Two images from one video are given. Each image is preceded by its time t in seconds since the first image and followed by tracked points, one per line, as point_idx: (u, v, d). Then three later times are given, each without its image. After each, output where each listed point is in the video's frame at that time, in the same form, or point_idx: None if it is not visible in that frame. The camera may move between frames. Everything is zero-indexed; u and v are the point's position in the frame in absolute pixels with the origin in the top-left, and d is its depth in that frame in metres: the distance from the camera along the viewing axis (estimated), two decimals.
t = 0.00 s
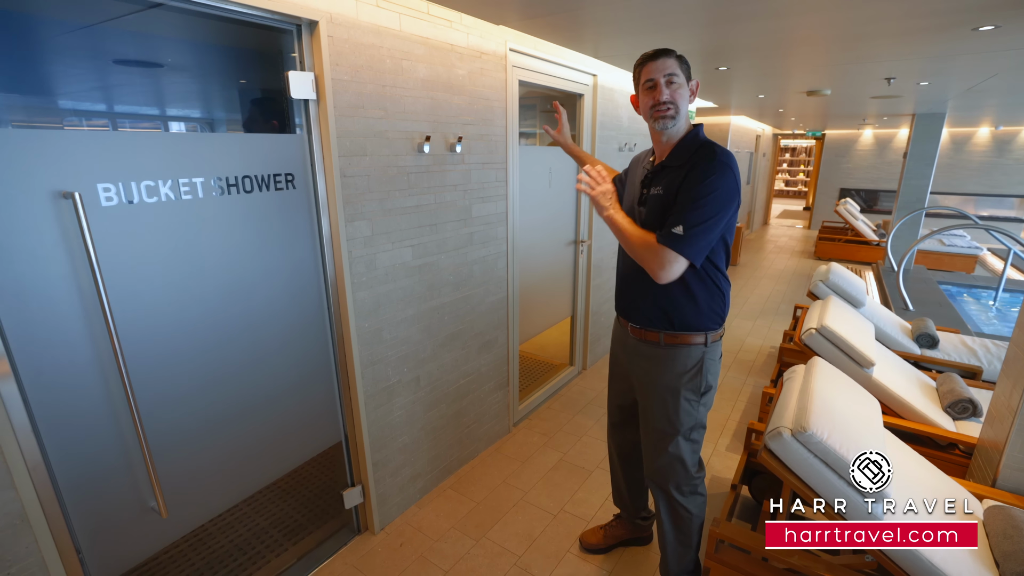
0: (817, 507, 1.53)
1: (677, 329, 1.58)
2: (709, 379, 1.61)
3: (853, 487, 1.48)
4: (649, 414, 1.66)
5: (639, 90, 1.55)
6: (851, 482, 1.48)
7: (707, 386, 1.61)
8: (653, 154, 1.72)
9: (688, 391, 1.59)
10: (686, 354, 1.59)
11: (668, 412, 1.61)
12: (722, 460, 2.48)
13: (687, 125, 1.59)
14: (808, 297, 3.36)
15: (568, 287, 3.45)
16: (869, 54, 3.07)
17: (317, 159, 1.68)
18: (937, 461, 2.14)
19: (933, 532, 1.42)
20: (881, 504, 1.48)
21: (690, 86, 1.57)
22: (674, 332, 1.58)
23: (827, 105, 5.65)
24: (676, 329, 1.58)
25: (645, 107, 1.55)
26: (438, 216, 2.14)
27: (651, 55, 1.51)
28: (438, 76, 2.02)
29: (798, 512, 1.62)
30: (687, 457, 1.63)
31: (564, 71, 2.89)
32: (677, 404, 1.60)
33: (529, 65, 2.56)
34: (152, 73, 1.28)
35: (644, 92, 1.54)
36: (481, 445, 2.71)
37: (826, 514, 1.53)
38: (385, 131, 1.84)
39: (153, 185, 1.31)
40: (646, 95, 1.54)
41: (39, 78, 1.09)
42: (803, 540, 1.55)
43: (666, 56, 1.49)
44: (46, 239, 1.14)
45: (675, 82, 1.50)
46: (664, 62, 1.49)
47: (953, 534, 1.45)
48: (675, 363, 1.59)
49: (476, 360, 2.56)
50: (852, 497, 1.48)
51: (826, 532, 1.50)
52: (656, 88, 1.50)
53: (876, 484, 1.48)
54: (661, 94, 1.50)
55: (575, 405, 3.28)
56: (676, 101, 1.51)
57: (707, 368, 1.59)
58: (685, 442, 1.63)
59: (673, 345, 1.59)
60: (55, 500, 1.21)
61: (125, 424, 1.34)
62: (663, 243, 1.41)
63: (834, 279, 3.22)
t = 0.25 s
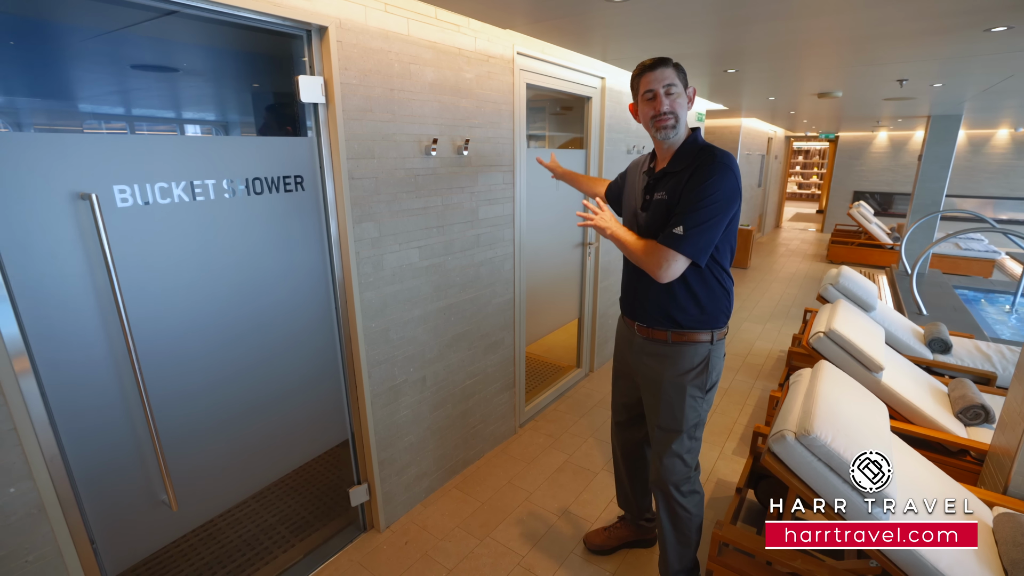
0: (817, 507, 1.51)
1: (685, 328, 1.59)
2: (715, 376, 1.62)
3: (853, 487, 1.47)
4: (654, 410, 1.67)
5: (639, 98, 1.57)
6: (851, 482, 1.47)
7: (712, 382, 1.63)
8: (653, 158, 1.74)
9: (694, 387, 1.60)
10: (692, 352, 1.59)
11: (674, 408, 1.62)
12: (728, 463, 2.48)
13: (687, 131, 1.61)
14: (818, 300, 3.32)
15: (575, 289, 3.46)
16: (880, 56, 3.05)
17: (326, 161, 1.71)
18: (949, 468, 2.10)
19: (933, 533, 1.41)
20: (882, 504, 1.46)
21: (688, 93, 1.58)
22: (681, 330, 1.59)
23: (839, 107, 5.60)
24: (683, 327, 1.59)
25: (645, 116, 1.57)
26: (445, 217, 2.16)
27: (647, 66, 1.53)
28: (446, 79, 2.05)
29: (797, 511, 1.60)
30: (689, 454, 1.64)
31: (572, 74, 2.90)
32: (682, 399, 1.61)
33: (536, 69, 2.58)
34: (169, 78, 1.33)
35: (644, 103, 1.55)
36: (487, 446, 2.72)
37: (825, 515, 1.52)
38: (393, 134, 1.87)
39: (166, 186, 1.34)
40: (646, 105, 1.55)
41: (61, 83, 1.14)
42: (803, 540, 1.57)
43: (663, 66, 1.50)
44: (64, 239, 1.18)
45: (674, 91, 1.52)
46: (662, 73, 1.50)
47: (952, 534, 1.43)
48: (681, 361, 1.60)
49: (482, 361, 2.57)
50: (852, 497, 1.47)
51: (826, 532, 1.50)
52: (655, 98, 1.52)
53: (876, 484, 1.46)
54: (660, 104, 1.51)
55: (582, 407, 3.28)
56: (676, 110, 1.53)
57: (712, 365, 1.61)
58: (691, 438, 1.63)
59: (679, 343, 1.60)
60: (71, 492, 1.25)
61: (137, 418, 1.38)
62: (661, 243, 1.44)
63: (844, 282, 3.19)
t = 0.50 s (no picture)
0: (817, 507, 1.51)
1: (684, 328, 1.59)
2: (715, 376, 1.62)
3: (854, 487, 1.46)
4: (655, 409, 1.68)
5: (640, 103, 1.59)
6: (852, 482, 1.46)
7: (712, 381, 1.63)
8: (659, 161, 1.75)
9: (694, 387, 1.61)
10: (692, 352, 1.60)
11: (674, 407, 1.63)
12: (734, 466, 2.47)
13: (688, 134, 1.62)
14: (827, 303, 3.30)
15: (582, 290, 3.47)
16: (891, 57, 3.02)
17: (335, 162, 1.75)
18: (959, 474, 2.05)
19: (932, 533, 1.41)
20: (883, 504, 1.46)
21: (689, 96, 1.60)
22: (680, 330, 1.60)
23: (851, 108, 5.55)
24: (683, 327, 1.60)
25: (646, 120, 1.59)
26: (451, 218, 2.19)
27: (648, 71, 1.54)
28: (453, 82, 2.08)
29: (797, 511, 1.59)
30: (690, 453, 1.65)
31: (579, 76, 2.92)
32: (682, 398, 1.61)
33: (544, 71, 2.60)
34: (184, 81, 1.37)
35: (645, 106, 1.58)
36: (493, 445, 2.74)
37: (826, 515, 1.51)
38: (401, 136, 1.90)
39: (180, 187, 1.38)
40: (648, 108, 1.57)
41: (81, 87, 1.18)
42: (803, 540, 1.59)
43: (664, 70, 1.52)
44: (82, 238, 1.22)
45: (675, 95, 1.54)
46: (662, 77, 1.52)
47: (953, 534, 1.43)
48: (681, 360, 1.61)
49: (488, 361, 2.59)
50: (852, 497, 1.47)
51: (826, 531, 1.49)
52: (656, 102, 1.54)
53: (877, 484, 1.45)
54: (660, 108, 1.53)
55: (588, 408, 3.29)
56: (677, 114, 1.55)
57: (713, 364, 1.61)
58: (691, 437, 1.64)
59: (679, 343, 1.61)
60: (87, 482, 1.29)
61: (150, 412, 1.42)
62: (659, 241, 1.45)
63: (853, 285, 3.17)
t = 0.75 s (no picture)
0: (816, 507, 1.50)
1: (684, 328, 1.60)
2: (713, 376, 1.63)
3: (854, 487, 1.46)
4: (655, 408, 1.69)
5: (645, 103, 1.60)
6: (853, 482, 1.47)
7: (712, 382, 1.64)
8: (665, 162, 1.76)
9: (693, 387, 1.62)
10: (691, 352, 1.61)
11: (673, 407, 1.64)
12: (738, 467, 2.47)
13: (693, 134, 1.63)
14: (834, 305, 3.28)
15: (587, 291, 3.48)
16: (900, 58, 3.00)
17: (342, 162, 1.78)
18: (965, 477, 2.04)
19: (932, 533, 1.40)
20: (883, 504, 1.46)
21: (694, 97, 1.60)
22: (679, 330, 1.61)
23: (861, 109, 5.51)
24: (682, 327, 1.61)
25: (651, 120, 1.60)
26: (457, 219, 2.21)
27: (654, 71, 1.55)
28: (459, 84, 2.10)
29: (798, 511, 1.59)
30: (692, 453, 1.65)
31: (585, 77, 2.93)
32: (681, 399, 1.62)
33: (549, 73, 2.62)
34: (197, 83, 1.40)
35: (650, 107, 1.59)
36: (497, 444, 2.76)
37: (826, 515, 1.51)
38: (407, 137, 1.92)
39: (191, 188, 1.42)
40: (652, 109, 1.58)
41: (97, 90, 1.22)
42: (804, 540, 1.60)
43: (669, 72, 1.52)
44: (97, 236, 1.26)
45: (679, 95, 1.54)
46: (668, 79, 1.53)
47: (953, 534, 1.43)
48: (681, 360, 1.62)
49: (493, 360, 2.61)
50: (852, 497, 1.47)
51: (826, 531, 1.49)
52: (660, 103, 1.55)
53: (877, 484, 1.46)
54: (664, 109, 1.54)
55: (592, 408, 3.30)
56: (681, 114, 1.55)
57: (712, 365, 1.62)
58: (691, 437, 1.65)
59: (678, 343, 1.62)
60: (101, 474, 1.33)
61: (161, 407, 1.45)
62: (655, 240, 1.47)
63: (861, 287, 3.15)
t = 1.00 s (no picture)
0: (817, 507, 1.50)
1: (686, 328, 1.61)
2: (716, 377, 1.63)
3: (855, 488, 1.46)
4: (658, 409, 1.70)
5: (644, 107, 1.61)
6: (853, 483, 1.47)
7: (715, 383, 1.64)
8: (666, 165, 1.77)
9: (695, 388, 1.63)
10: (694, 352, 1.62)
11: (675, 408, 1.65)
12: (741, 467, 2.47)
13: (693, 136, 1.64)
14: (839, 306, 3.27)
15: (591, 291, 3.49)
16: (906, 58, 2.99)
17: (348, 163, 1.80)
18: (969, 478, 2.03)
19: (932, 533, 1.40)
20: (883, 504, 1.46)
21: (693, 100, 1.60)
22: (682, 331, 1.62)
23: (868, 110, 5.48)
24: (684, 327, 1.62)
25: (651, 124, 1.61)
26: (461, 219, 2.23)
27: (652, 76, 1.56)
28: (464, 86, 2.12)
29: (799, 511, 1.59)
30: (694, 454, 1.66)
31: (590, 79, 2.95)
32: (683, 399, 1.63)
33: (554, 74, 2.63)
34: (206, 85, 1.43)
35: (649, 112, 1.60)
36: (501, 443, 2.78)
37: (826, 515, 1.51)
38: (412, 138, 1.95)
39: (200, 188, 1.45)
40: (651, 114, 1.59)
41: (109, 91, 1.25)
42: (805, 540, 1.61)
43: (667, 77, 1.53)
44: (109, 235, 1.29)
45: (678, 100, 1.55)
46: (666, 83, 1.54)
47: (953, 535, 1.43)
48: (684, 360, 1.63)
49: (497, 360, 2.63)
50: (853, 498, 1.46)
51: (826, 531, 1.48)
52: (659, 109, 1.56)
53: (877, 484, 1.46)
54: (663, 114, 1.55)
55: (596, 408, 3.30)
56: (681, 119, 1.56)
57: (714, 365, 1.62)
58: (694, 438, 1.65)
59: (681, 343, 1.63)
60: (111, 468, 1.36)
61: (170, 402, 1.48)
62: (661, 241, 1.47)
63: (866, 288, 3.14)
